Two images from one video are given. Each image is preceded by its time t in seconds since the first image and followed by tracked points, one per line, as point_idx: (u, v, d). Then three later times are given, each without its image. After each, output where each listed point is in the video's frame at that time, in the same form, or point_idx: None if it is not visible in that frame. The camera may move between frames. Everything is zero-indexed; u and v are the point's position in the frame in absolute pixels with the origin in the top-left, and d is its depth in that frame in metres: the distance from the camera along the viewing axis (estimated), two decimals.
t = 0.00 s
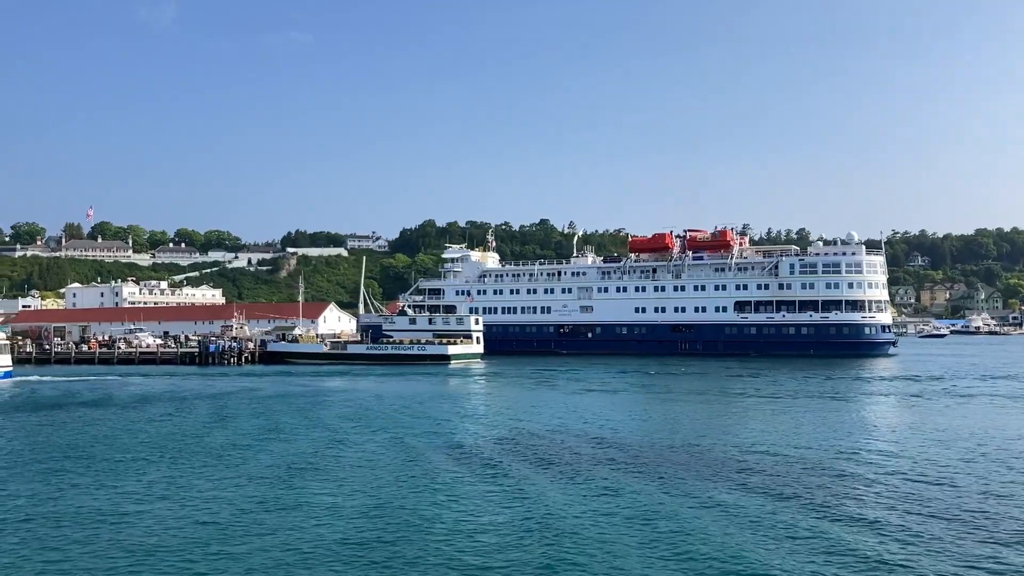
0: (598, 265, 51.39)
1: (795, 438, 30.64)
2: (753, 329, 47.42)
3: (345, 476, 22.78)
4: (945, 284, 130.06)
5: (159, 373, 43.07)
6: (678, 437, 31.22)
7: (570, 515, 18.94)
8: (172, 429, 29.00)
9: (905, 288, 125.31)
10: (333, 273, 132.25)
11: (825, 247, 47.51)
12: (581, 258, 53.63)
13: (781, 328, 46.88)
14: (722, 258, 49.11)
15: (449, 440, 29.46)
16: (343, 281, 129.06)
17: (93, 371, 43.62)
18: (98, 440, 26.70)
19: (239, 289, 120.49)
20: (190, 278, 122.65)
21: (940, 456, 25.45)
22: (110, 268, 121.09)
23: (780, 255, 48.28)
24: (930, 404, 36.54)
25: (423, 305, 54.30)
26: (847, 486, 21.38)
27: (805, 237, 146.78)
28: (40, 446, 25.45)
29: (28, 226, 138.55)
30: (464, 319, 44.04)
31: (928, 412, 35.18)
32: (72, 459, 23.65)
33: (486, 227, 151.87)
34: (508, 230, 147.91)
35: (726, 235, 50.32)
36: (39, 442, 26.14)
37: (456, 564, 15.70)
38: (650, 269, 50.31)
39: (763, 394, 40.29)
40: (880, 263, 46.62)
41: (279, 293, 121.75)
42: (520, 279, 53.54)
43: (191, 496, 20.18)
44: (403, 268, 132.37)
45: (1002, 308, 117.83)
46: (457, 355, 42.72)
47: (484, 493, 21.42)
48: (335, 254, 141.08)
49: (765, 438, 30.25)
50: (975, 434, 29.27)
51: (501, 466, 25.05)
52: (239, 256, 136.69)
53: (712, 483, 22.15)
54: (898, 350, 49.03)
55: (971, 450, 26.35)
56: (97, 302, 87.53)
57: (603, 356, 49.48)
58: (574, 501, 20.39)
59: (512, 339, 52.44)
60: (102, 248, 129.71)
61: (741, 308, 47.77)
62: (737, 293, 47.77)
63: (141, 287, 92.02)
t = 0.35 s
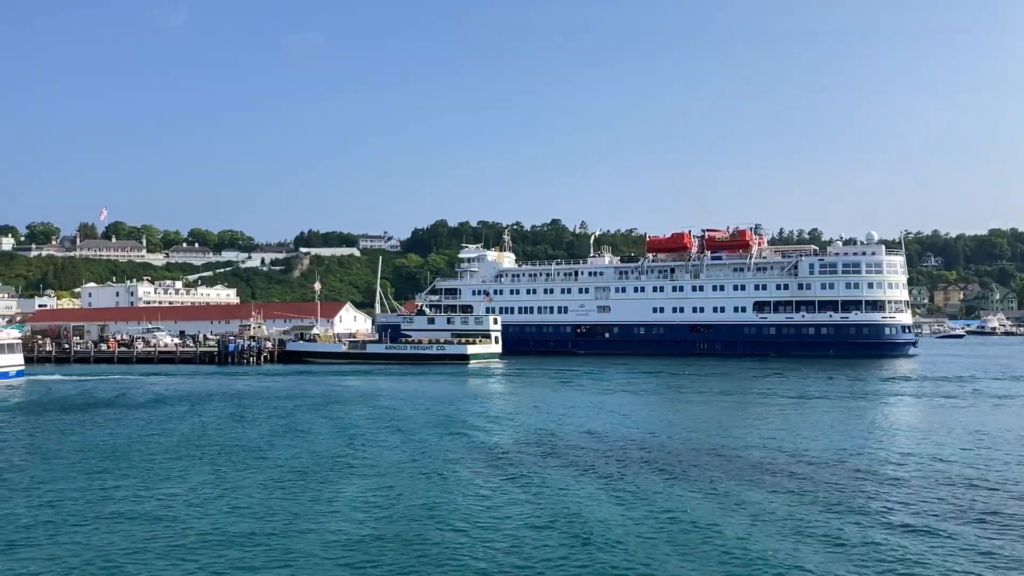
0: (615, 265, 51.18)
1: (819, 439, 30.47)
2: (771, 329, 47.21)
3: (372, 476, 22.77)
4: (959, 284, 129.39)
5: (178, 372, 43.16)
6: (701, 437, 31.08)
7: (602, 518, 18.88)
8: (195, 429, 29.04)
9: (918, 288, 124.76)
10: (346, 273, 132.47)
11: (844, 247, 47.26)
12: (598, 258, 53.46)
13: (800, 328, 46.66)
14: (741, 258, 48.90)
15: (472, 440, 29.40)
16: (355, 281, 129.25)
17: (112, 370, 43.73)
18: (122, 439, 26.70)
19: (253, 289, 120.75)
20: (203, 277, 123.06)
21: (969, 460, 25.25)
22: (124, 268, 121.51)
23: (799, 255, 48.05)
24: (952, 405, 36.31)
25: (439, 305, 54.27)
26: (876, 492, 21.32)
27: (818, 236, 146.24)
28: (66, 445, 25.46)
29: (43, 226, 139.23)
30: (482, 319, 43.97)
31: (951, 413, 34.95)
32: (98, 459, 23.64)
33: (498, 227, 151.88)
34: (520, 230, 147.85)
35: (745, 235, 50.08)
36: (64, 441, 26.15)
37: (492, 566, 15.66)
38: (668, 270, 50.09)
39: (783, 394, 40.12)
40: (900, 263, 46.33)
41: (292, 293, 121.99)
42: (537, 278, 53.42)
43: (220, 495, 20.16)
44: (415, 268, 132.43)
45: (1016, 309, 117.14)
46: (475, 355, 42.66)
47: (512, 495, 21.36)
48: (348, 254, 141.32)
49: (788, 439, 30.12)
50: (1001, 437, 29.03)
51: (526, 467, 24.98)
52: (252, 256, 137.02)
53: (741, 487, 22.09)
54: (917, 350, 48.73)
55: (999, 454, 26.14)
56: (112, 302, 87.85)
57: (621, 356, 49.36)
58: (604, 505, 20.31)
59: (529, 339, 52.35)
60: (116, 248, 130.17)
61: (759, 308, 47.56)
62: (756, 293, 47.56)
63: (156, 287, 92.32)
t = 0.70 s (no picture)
0: (635, 265, 50.84)
1: (848, 440, 30.14)
2: (794, 329, 46.85)
3: (400, 478, 22.64)
4: (976, 284, 128.37)
5: (198, 372, 43.11)
6: (727, 438, 30.80)
7: (637, 526, 18.70)
8: (220, 429, 28.95)
9: (935, 288, 123.86)
10: (359, 272, 132.46)
11: (867, 247, 46.85)
12: (618, 257, 53.14)
13: (822, 328, 46.28)
14: (762, 258, 48.55)
15: (497, 440, 29.21)
16: (369, 280, 129.20)
17: (133, 369, 43.73)
18: (147, 439, 26.61)
19: (267, 288, 120.87)
20: (217, 276, 123.28)
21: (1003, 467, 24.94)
22: (138, 267, 121.82)
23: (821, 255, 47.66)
24: (981, 406, 35.90)
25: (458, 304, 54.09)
26: (910, 502, 21.13)
27: (832, 235, 145.37)
28: (92, 445, 25.39)
29: (58, 225, 139.78)
30: (503, 318, 43.74)
31: (979, 414, 34.55)
32: (125, 459, 23.55)
33: (511, 226, 151.65)
34: (533, 229, 147.54)
35: (766, 235, 49.71)
36: (90, 441, 26.08)
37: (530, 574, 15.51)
38: (689, 269, 49.74)
39: (808, 395, 39.77)
40: (924, 262, 45.88)
41: (306, 292, 122.05)
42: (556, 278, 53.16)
43: (251, 496, 20.05)
44: (428, 267, 132.28)
45: None
46: (496, 355, 42.46)
47: (542, 497, 21.17)
48: (361, 254, 141.34)
49: (816, 441, 29.84)
50: None
51: (553, 468, 24.78)
52: (266, 255, 137.17)
53: (773, 494, 21.89)
54: (940, 351, 48.28)
55: None
56: (128, 301, 87.98)
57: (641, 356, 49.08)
58: (637, 510, 20.14)
59: (548, 338, 52.09)
60: (131, 247, 130.53)
61: (781, 308, 47.22)
62: (778, 293, 47.23)
63: (171, 286, 92.45)
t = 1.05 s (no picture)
0: (655, 264, 50.50)
1: (877, 440, 29.74)
2: (816, 329, 46.42)
3: (427, 476, 22.47)
4: (995, 284, 127.20)
5: (219, 370, 43.09)
6: (753, 438, 30.49)
7: (669, 526, 18.48)
8: (244, 427, 28.87)
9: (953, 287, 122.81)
10: (374, 271, 132.54)
11: (890, 246, 46.41)
12: (638, 256, 52.81)
13: (845, 328, 45.83)
14: (785, 257, 48.19)
15: (521, 439, 29.00)
16: (383, 279, 129.20)
17: (153, 367, 43.78)
18: (171, 437, 26.55)
19: (282, 287, 121.06)
20: (232, 275, 123.62)
21: None
22: (154, 265, 122.29)
23: (844, 254, 47.24)
24: (1009, 407, 35.39)
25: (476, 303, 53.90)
26: (944, 504, 20.83)
27: (848, 234, 144.28)
28: (117, 443, 25.33)
29: (75, 224, 140.68)
30: (523, 317, 43.48)
31: (1008, 415, 34.05)
32: (150, 457, 23.47)
33: (525, 225, 151.40)
34: (547, 228, 147.22)
35: (788, 233, 49.28)
36: (115, 439, 26.03)
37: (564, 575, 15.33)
38: (710, 268, 49.29)
39: (832, 395, 39.39)
40: (949, 261, 45.33)
41: (320, 291, 122.18)
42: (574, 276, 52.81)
43: (278, 495, 19.92)
44: (443, 266, 132.12)
45: None
46: (517, 354, 42.23)
47: (571, 497, 20.95)
48: (376, 253, 141.40)
49: (843, 442, 29.49)
50: None
51: (580, 468, 24.55)
52: (281, 253, 137.42)
53: (804, 495, 21.62)
54: (965, 351, 47.70)
55: None
56: (145, 299, 88.27)
57: (661, 356, 48.79)
58: (667, 510, 19.93)
59: (567, 338, 51.82)
60: (147, 245, 131.06)
61: (803, 307, 46.84)
62: (800, 293, 46.89)
63: (188, 284, 92.73)
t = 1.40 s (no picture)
0: (675, 263, 50.19)
1: (905, 440, 29.42)
2: (838, 329, 46.06)
3: (454, 475, 22.32)
4: (1012, 284, 126.20)
5: (239, 367, 43.09)
6: (779, 437, 30.20)
7: (702, 526, 18.27)
8: (267, 425, 28.80)
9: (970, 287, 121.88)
10: (387, 270, 132.63)
11: (912, 245, 46.01)
12: (657, 255, 52.54)
13: (868, 327, 45.45)
14: (806, 256, 47.88)
15: (545, 438, 28.79)
16: (396, 278, 129.26)
17: (173, 364, 43.81)
18: (195, 435, 26.47)
19: (295, 285, 121.19)
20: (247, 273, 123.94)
21: None
22: (169, 263, 122.71)
23: (866, 253, 46.89)
24: None
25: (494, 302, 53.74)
26: (979, 504, 20.54)
27: (864, 233, 143.39)
28: (142, 440, 25.28)
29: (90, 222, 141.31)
30: (544, 316, 43.27)
31: None
32: (175, 455, 23.38)
33: (538, 224, 151.24)
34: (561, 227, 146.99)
35: (810, 232, 48.97)
36: (140, 436, 25.97)
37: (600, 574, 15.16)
38: (729, 267, 48.90)
39: (855, 394, 39.05)
40: (973, 260, 44.88)
41: (334, 289, 122.31)
42: (592, 274, 52.54)
43: (307, 492, 19.78)
44: (456, 265, 132.04)
45: None
46: (537, 353, 42.02)
47: (601, 496, 20.74)
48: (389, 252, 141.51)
49: (871, 441, 29.18)
50: None
51: (608, 466, 24.37)
52: (294, 252, 137.65)
53: (836, 494, 21.37)
54: (988, 351, 47.22)
55: None
56: (161, 297, 88.53)
57: (681, 355, 48.53)
58: (697, 509, 19.71)
59: (586, 338, 51.59)
60: (161, 243, 131.39)
61: (825, 307, 46.49)
62: (822, 292, 46.54)
63: (204, 282, 92.96)
